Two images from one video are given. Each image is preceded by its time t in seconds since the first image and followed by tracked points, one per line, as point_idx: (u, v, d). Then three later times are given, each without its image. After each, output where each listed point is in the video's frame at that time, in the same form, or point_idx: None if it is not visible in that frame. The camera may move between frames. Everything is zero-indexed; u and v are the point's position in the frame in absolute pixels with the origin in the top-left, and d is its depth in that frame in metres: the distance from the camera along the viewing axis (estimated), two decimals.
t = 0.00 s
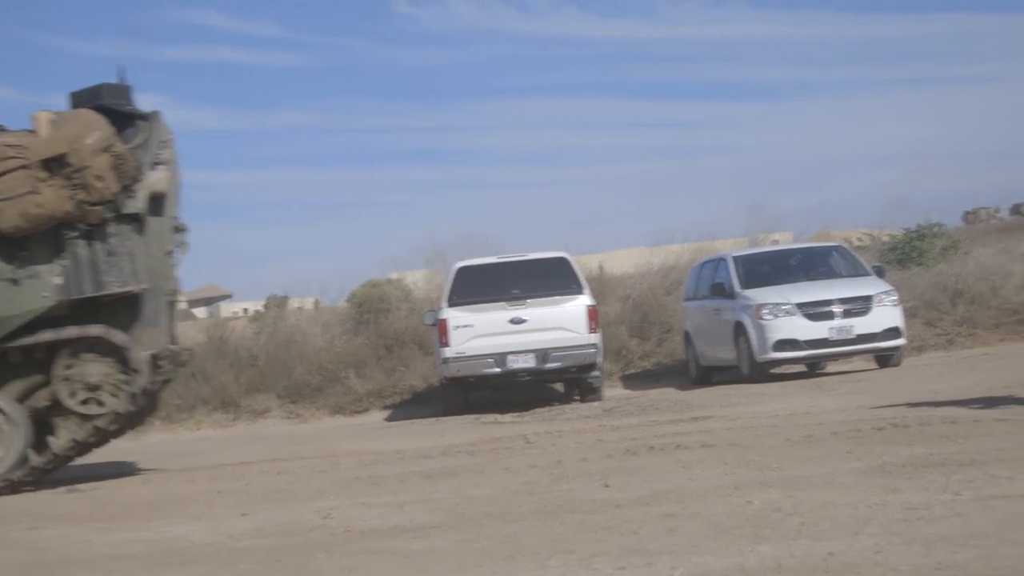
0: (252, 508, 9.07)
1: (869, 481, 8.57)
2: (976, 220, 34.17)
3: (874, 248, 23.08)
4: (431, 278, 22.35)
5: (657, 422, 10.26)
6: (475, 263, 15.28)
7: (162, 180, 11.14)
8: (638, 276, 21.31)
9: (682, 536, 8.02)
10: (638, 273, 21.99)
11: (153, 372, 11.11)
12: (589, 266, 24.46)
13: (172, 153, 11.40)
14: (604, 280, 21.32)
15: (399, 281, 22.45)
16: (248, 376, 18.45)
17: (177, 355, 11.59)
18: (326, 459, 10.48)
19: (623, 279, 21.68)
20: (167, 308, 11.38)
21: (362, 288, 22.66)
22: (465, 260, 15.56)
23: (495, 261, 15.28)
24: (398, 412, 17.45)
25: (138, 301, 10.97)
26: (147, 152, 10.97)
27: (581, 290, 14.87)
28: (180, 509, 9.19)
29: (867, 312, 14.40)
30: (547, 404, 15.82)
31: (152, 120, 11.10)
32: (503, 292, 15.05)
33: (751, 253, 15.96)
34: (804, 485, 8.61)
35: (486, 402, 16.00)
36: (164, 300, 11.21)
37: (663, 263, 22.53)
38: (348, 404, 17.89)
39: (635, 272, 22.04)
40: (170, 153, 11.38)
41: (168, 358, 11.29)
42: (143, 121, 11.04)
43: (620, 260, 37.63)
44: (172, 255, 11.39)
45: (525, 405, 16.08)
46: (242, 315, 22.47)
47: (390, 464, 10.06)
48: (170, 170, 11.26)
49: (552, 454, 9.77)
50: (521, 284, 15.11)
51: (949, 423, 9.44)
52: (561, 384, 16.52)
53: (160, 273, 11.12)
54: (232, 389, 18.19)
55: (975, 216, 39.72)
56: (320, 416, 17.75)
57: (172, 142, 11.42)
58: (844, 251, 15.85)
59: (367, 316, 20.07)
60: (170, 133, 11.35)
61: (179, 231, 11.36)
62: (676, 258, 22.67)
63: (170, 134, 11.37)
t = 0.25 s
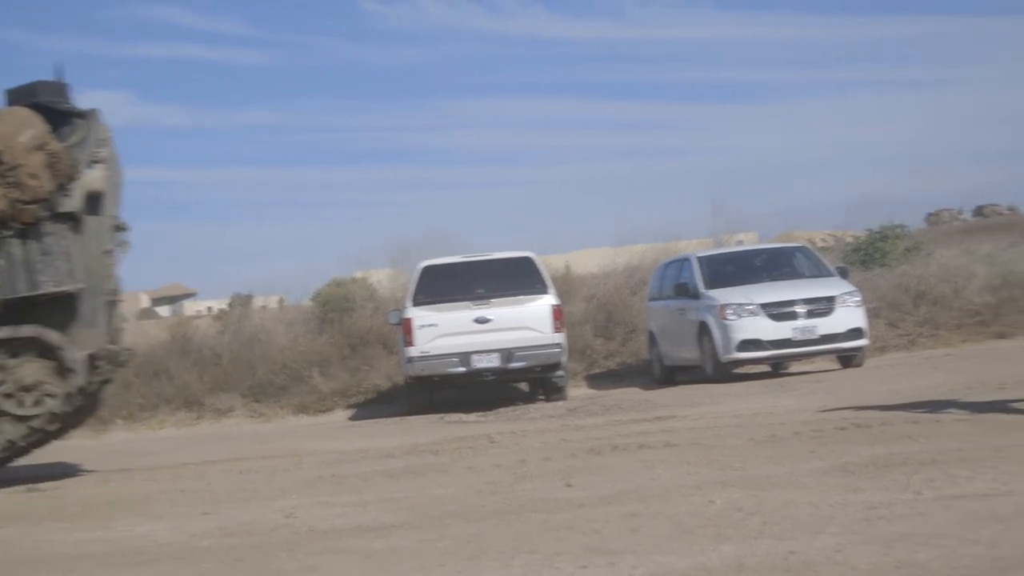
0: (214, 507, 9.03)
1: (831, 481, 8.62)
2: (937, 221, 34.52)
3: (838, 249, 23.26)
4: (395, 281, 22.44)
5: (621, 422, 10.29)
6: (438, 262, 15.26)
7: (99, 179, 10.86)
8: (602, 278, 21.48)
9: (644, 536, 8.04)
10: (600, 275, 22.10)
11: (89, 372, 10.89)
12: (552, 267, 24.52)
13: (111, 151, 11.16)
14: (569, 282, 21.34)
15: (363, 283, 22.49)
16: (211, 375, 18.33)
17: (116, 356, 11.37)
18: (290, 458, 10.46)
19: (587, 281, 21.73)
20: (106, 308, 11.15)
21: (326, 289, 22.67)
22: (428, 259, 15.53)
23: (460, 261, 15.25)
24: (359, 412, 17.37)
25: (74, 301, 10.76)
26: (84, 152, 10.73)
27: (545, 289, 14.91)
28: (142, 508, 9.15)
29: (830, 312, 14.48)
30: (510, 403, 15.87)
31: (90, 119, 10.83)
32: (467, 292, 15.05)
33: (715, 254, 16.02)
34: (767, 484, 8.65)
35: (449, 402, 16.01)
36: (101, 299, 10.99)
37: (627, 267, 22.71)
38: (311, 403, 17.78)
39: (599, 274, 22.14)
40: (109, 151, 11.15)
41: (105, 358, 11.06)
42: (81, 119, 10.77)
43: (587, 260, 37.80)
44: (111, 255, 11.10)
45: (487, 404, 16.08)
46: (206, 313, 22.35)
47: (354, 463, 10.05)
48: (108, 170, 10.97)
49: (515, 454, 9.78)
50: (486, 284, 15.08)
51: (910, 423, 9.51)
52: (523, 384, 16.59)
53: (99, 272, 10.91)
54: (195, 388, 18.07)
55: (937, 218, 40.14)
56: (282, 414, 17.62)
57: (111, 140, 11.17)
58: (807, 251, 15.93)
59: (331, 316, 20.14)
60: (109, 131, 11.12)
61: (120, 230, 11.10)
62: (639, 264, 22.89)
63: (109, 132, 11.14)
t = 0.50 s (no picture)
0: (163, 506, 8.97)
1: (780, 480, 8.68)
2: (887, 223, 35.07)
3: (790, 250, 23.48)
4: (349, 278, 22.44)
5: (572, 422, 10.33)
6: (390, 261, 15.21)
7: (19, 179, 10.52)
8: (555, 278, 21.62)
9: (594, 534, 8.06)
10: (552, 275, 22.20)
11: (13, 374, 10.43)
12: (505, 266, 24.61)
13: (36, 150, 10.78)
14: (521, 280, 21.42)
15: (315, 279, 22.45)
16: (161, 374, 18.24)
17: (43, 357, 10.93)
18: (240, 457, 10.41)
19: (541, 280, 21.74)
20: (31, 309, 10.71)
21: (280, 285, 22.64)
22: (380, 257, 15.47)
23: (412, 260, 15.24)
24: (309, 412, 17.35)
25: None
26: (7, 149, 10.34)
27: (497, 287, 14.93)
28: (90, 507, 9.08)
29: (780, 312, 14.59)
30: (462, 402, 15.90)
31: (15, 117, 10.48)
32: (419, 290, 15.01)
33: (668, 254, 16.08)
34: (717, 484, 8.70)
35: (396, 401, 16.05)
36: (26, 300, 10.56)
37: (580, 270, 22.85)
38: (262, 403, 17.82)
39: (553, 274, 22.27)
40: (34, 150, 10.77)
41: (30, 359, 10.61)
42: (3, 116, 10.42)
43: (543, 260, 37.98)
44: (34, 255, 10.71)
45: (436, 403, 16.11)
46: (158, 310, 22.24)
47: (306, 462, 10.02)
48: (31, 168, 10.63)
49: (467, 453, 9.79)
50: (439, 282, 15.06)
51: (858, 423, 9.60)
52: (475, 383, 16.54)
53: (22, 272, 10.51)
54: (145, 386, 17.99)
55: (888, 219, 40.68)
56: (234, 414, 17.69)
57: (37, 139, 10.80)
58: (758, 252, 16.03)
59: (284, 313, 20.05)
60: (35, 130, 10.74)
61: (42, 230, 10.74)
62: (592, 266, 23.03)
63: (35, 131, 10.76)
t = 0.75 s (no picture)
0: (81, 506, 8.86)
1: (701, 482, 8.75)
2: (812, 227, 35.59)
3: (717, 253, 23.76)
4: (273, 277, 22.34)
5: (496, 424, 10.37)
6: (316, 260, 15.14)
7: None
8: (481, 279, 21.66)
9: (516, 535, 8.07)
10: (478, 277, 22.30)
11: None
12: (432, 267, 24.66)
13: None
14: (448, 280, 21.46)
15: (240, 275, 22.28)
16: (81, 371, 18.01)
17: None
18: (161, 457, 10.33)
19: (467, 282, 21.79)
20: None
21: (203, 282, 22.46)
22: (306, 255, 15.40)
23: (340, 259, 15.17)
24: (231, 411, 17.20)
25: None
26: None
27: (423, 288, 14.92)
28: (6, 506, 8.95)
29: (705, 316, 14.74)
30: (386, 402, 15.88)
31: None
32: (344, 290, 14.97)
33: (595, 257, 16.15)
34: (638, 485, 8.75)
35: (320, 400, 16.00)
36: None
37: (505, 271, 22.92)
38: (183, 402, 17.68)
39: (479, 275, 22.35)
40: None
41: None
42: None
43: (472, 260, 38.06)
44: None
45: (360, 403, 16.10)
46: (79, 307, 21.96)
47: (228, 462, 9.97)
48: None
49: (391, 453, 9.79)
50: (366, 282, 15.01)
51: (778, 427, 9.72)
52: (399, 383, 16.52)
53: None
54: (64, 384, 17.76)
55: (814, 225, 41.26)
56: (155, 412, 17.43)
57: None
58: (685, 255, 16.16)
59: (207, 311, 19.87)
60: None
61: None
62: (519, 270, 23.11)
63: None
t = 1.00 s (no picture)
0: None
1: (617, 482, 8.81)
2: (733, 229, 36.05)
3: (638, 254, 23.98)
4: (191, 275, 22.12)
5: (415, 424, 10.37)
6: (234, 258, 15.03)
7: None
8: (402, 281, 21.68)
9: (432, 534, 8.06)
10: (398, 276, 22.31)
11: None
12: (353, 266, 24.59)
13: None
14: (368, 279, 21.42)
15: (157, 272, 22.02)
16: None
17: None
18: (75, 456, 10.20)
19: (387, 282, 21.72)
20: None
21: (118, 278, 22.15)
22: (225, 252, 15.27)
23: (259, 257, 15.07)
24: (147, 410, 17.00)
25: None
26: None
27: (343, 286, 14.85)
28: None
29: (625, 317, 14.86)
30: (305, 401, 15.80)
31: None
32: (262, 289, 14.87)
33: (516, 257, 16.20)
34: (555, 485, 8.79)
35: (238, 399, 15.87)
36: None
37: (425, 272, 22.95)
38: (98, 399, 17.41)
39: (399, 275, 22.35)
40: None
41: None
42: None
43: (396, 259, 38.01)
44: None
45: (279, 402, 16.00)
46: None
47: (142, 461, 9.86)
48: None
49: (308, 453, 9.75)
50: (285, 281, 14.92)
51: (694, 428, 9.83)
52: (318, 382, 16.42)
53: None
54: None
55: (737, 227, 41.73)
56: (69, 411, 17.17)
57: None
58: (605, 256, 16.25)
59: (123, 308, 19.61)
60: None
61: None
62: (439, 269, 23.14)
63: None
